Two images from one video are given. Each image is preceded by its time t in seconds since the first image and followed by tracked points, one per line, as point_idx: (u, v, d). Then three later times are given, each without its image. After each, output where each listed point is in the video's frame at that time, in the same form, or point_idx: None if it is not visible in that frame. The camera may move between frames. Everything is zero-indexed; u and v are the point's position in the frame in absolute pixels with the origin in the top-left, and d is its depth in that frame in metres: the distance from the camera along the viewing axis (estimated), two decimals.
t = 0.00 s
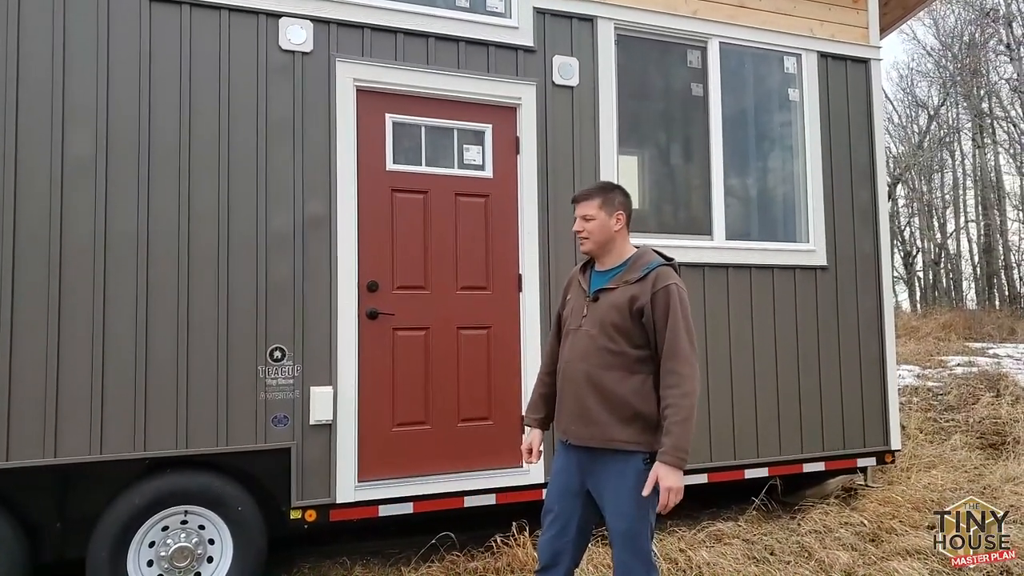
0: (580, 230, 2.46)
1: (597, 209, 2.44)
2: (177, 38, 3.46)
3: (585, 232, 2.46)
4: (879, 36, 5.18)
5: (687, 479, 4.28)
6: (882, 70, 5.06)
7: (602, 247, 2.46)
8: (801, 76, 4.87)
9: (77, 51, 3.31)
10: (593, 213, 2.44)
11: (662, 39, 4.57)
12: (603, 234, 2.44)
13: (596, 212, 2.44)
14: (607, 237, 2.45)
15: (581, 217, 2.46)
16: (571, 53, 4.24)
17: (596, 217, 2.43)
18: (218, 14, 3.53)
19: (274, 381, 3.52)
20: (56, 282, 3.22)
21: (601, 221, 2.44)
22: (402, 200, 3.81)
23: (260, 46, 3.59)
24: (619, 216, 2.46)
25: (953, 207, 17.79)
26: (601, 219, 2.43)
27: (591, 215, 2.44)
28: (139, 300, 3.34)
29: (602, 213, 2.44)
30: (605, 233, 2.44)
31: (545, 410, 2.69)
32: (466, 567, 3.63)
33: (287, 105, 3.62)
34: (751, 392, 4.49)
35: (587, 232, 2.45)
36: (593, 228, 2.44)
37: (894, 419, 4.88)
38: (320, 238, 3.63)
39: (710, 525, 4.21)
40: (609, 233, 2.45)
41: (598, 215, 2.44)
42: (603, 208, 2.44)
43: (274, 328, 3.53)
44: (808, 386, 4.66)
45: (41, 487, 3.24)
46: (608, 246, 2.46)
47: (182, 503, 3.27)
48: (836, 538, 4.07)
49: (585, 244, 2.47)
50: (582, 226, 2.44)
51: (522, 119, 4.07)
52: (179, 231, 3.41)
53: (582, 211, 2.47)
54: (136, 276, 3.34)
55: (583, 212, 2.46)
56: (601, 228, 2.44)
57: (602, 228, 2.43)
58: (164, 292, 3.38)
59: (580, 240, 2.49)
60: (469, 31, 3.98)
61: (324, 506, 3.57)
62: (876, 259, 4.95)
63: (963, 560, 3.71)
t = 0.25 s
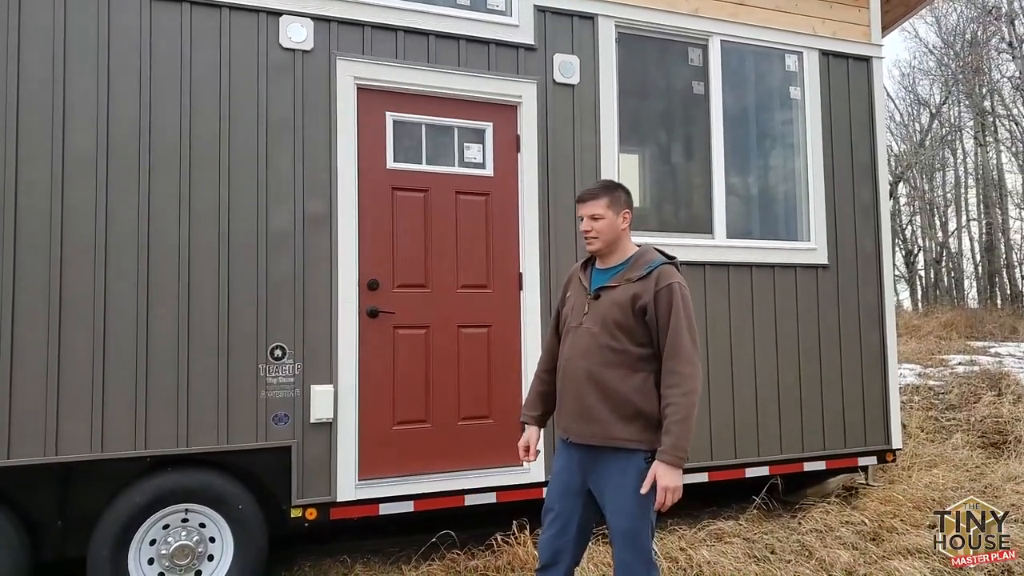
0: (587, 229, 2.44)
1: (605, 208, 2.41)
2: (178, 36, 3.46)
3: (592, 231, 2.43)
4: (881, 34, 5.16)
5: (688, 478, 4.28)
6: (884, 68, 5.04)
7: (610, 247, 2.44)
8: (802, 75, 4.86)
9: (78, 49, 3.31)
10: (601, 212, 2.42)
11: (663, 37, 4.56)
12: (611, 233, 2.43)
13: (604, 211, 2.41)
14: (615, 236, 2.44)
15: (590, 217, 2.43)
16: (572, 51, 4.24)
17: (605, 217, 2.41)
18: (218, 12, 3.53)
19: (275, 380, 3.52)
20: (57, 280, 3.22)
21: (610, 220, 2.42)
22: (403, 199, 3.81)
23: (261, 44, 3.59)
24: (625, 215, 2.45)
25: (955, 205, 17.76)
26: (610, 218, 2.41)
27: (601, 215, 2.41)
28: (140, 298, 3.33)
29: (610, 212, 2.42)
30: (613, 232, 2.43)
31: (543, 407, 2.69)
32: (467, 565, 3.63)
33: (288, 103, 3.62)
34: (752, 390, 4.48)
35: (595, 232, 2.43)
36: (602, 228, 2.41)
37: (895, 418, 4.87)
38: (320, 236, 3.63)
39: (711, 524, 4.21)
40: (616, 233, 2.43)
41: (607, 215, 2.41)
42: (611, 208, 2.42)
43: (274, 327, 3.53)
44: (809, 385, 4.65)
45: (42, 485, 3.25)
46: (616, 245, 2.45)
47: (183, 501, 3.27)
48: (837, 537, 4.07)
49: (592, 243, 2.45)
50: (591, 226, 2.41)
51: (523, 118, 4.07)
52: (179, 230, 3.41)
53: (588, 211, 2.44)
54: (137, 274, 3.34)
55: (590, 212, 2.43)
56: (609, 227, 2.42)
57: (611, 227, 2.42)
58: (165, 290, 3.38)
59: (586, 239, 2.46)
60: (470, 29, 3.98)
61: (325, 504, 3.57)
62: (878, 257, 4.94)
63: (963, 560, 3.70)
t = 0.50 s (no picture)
0: (591, 230, 2.43)
1: (609, 209, 2.41)
2: (180, 36, 3.46)
3: (597, 232, 2.42)
4: (882, 33, 5.16)
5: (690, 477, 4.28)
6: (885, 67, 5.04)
7: (614, 246, 2.44)
8: (803, 74, 4.86)
9: (80, 49, 3.32)
10: (605, 212, 2.41)
11: (664, 37, 4.56)
12: (616, 233, 2.42)
13: (609, 211, 2.41)
14: (619, 236, 2.44)
15: (593, 217, 2.42)
16: (573, 51, 4.24)
17: (609, 217, 2.40)
18: (220, 12, 3.53)
19: (277, 379, 3.52)
20: (59, 280, 3.23)
21: (614, 220, 2.42)
22: (404, 199, 3.82)
23: (262, 45, 3.59)
24: (629, 215, 2.45)
25: (956, 204, 17.75)
26: (615, 218, 2.41)
27: (605, 215, 2.41)
28: (142, 298, 3.34)
29: (614, 212, 2.42)
30: (617, 232, 2.43)
31: (543, 406, 2.69)
32: (469, 565, 3.64)
33: (289, 103, 3.62)
34: (754, 390, 4.49)
35: (600, 232, 2.42)
36: (606, 227, 2.41)
37: (897, 417, 4.87)
38: (322, 236, 3.63)
39: (712, 523, 4.22)
40: (621, 232, 2.43)
41: (612, 215, 2.41)
42: (615, 208, 2.42)
43: (277, 326, 3.54)
44: (811, 384, 4.66)
45: (46, 484, 3.26)
46: (620, 244, 2.45)
47: (186, 500, 3.28)
48: (838, 536, 4.07)
49: (597, 244, 2.44)
50: (594, 226, 2.41)
51: (524, 117, 4.07)
52: (181, 229, 3.42)
53: (592, 210, 2.44)
54: (139, 274, 3.34)
55: (593, 211, 2.43)
56: (614, 228, 2.42)
57: (615, 227, 2.41)
58: (167, 290, 3.38)
59: (590, 239, 2.46)
60: (471, 29, 3.98)
61: (327, 503, 3.58)
62: (879, 256, 4.94)
63: (962, 560, 3.69)
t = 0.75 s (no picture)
0: (596, 230, 2.42)
1: (613, 209, 2.41)
2: (182, 36, 3.47)
3: (602, 232, 2.42)
4: (884, 31, 5.16)
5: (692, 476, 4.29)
6: (887, 65, 5.04)
7: (618, 246, 2.45)
8: (805, 72, 4.87)
9: (83, 48, 3.32)
10: (610, 212, 2.41)
11: (665, 35, 4.56)
12: (620, 233, 2.43)
13: (613, 211, 2.40)
14: (623, 235, 2.44)
15: (597, 218, 2.41)
16: (575, 50, 4.24)
17: (614, 217, 2.40)
18: (222, 11, 3.54)
19: (280, 378, 3.53)
20: (63, 279, 3.24)
21: (618, 220, 2.41)
22: (406, 197, 3.82)
23: (264, 44, 3.60)
24: (632, 214, 2.45)
25: (958, 202, 17.73)
26: (619, 218, 2.41)
27: (609, 215, 2.40)
28: (145, 296, 3.35)
29: (618, 212, 2.42)
30: (621, 231, 2.43)
31: (546, 405, 2.69)
32: (471, 562, 3.65)
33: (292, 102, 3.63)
34: (756, 388, 4.49)
35: (604, 232, 2.42)
36: (611, 228, 2.41)
37: (899, 416, 4.88)
38: (324, 234, 3.64)
39: (714, 521, 4.24)
40: (624, 232, 2.43)
41: (616, 215, 2.41)
42: (619, 207, 2.42)
43: (279, 325, 3.55)
44: (813, 382, 4.66)
45: (50, 482, 3.27)
46: (624, 243, 2.46)
47: (188, 499, 3.28)
48: (840, 534, 4.08)
49: (601, 244, 2.44)
50: (599, 226, 2.40)
51: (526, 116, 4.08)
52: (184, 228, 3.42)
53: (595, 212, 2.42)
54: (142, 273, 3.35)
55: (597, 212, 2.42)
56: (618, 227, 2.42)
57: (620, 227, 2.41)
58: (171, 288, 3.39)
59: (594, 239, 2.45)
60: (473, 28, 3.98)
61: (330, 501, 3.59)
62: (881, 255, 4.95)
63: (962, 560, 3.69)
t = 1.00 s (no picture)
0: (598, 230, 2.43)
1: (615, 209, 2.41)
2: (184, 35, 3.48)
3: (604, 232, 2.43)
4: (885, 30, 5.17)
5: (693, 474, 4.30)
6: (888, 65, 5.05)
7: (619, 246, 2.45)
8: (806, 71, 4.87)
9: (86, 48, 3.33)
10: (612, 213, 2.41)
11: (666, 35, 4.57)
12: (622, 233, 2.43)
13: (615, 213, 2.40)
14: (625, 235, 2.44)
15: (600, 218, 2.41)
16: (576, 49, 4.25)
17: (616, 218, 2.40)
18: (225, 11, 3.54)
19: (282, 377, 3.54)
20: (66, 279, 3.25)
21: (621, 220, 2.42)
22: (408, 197, 3.83)
23: (266, 43, 3.61)
24: (634, 213, 2.46)
25: (959, 202, 17.72)
26: (621, 218, 2.41)
27: (611, 216, 2.40)
28: (148, 295, 3.36)
29: (620, 213, 2.42)
30: (624, 231, 2.43)
31: (547, 404, 2.70)
32: (472, 561, 3.65)
33: (294, 101, 3.64)
34: (757, 387, 4.50)
35: (607, 232, 2.42)
36: (614, 228, 2.41)
37: (899, 415, 4.88)
38: (326, 233, 3.65)
39: (715, 520, 4.24)
40: (626, 232, 2.44)
41: (618, 215, 2.41)
42: (621, 208, 2.42)
43: (281, 324, 3.55)
44: (814, 381, 4.67)
45: (53, 480, 3.28)
46: (625, 243, 2.46)
47: (191, 497, 3.29)
48: (841, 533, 4.08)
49: (603, 244, 2.44)
50: (602, 226, 2.41)
51: (527, 115, 4.08)
52: (187, 227, 3.43)
53: (598, 212, 2.43)
54: (145, 271, 3.36)
55: (599, 213, 2.42)
56: (620, 228, 2.42)
57: (622, 228, 2.42)
58: (173, 287, 3.40)
59: (596, 239, 2.46)
60: (474, 27, 3.99)
61: (331, 500, 3.60)
62: (882, 254, 4.95)
63: (963, 560, 3.68)
